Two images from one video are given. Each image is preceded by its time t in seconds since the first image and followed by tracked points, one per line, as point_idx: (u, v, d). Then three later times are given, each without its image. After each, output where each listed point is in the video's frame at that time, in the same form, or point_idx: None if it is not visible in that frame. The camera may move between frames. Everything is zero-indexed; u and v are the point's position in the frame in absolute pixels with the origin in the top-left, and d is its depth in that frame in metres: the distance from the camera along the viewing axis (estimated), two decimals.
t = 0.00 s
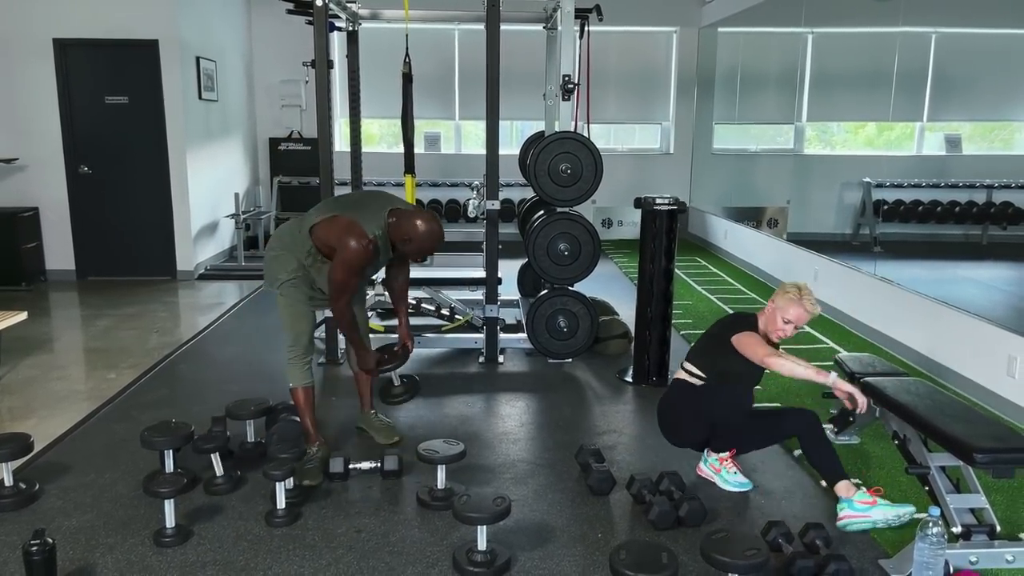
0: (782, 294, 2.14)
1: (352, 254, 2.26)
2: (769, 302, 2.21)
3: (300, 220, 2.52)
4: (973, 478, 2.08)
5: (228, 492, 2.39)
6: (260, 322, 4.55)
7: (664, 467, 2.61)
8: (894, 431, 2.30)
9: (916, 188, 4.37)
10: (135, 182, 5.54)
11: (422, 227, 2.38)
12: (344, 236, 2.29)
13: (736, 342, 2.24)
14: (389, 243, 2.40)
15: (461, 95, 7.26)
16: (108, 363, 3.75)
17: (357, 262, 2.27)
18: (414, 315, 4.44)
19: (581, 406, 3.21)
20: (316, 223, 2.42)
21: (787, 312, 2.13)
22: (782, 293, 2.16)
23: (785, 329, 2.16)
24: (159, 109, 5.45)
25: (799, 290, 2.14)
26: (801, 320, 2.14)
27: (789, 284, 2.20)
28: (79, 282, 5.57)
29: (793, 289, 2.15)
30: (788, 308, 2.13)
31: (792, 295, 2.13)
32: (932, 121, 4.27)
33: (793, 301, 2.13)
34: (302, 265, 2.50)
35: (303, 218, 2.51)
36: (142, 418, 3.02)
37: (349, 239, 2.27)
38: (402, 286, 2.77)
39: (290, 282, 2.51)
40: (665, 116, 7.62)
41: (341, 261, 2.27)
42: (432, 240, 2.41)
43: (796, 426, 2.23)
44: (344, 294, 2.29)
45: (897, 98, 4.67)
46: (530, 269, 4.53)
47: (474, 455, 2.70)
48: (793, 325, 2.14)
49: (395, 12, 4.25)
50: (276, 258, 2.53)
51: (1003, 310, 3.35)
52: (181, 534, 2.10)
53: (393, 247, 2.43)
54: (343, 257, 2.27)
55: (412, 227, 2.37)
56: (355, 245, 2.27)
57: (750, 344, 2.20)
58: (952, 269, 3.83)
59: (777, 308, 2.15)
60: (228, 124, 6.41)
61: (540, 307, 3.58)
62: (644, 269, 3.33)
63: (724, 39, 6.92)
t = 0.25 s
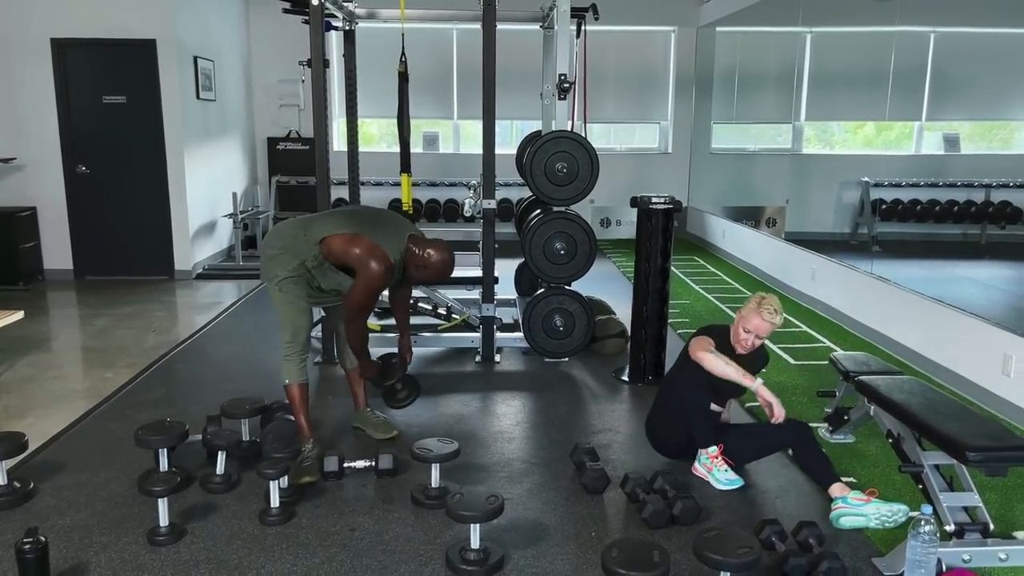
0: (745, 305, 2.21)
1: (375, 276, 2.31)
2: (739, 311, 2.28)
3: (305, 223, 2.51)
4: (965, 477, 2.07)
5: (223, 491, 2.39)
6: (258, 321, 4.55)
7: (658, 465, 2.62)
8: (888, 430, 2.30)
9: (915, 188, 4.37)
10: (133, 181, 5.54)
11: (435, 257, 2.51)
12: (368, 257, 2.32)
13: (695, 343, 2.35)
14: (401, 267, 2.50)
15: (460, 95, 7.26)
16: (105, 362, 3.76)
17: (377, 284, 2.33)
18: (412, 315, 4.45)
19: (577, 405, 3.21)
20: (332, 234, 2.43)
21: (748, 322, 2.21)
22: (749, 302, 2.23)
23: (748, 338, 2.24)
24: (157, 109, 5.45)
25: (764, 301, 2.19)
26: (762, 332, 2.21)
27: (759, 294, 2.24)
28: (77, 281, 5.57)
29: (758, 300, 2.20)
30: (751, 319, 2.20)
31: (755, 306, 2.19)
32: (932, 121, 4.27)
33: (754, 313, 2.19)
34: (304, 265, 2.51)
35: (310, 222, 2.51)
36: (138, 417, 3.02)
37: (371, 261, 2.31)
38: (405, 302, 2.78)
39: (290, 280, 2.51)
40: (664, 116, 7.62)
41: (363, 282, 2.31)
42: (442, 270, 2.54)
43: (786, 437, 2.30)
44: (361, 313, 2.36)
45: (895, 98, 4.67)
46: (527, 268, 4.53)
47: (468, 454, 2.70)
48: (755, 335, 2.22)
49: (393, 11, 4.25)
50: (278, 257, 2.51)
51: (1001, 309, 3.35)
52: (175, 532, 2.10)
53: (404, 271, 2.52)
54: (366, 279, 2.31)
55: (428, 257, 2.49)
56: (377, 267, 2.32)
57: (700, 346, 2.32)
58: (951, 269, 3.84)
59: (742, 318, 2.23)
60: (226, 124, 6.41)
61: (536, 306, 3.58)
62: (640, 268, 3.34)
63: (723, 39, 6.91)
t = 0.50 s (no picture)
0: (718, 290, 2.32)
1: (386, 272, 2.31)
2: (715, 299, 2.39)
3: (314, 218, 2.51)
4: (961, 472, 2.06)
5: (218, 486, 2.39)
6: (255, 317, 4.55)
7: (654, 461, 2.62)
8: (883, 426, 2.29)
9: (915, 184, 4.32)
10: (131, 177, 5.54)
11: (444, 264, 2.53)
12: (378, 253, 2.33)
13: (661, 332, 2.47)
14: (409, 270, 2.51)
15: (458, 91, 7.24)
16: (102, 358, 3.75)
17: (387, 280, 2.33)
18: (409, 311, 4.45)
19: (574, 401, 3.21)
20: (341, 230, 2.43)
21: (719, 307, 2.31)
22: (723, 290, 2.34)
23: (718, 323, 2.34)
24: (154, 105, 5.44)
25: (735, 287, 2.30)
26: (731, 318, 2.30)
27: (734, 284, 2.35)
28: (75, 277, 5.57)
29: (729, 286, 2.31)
30: (721, 303, 2.30)
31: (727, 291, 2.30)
32: (932, 117, 4.25)
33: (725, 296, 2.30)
34: (310, 261, 2.51)
35: (319, 217, 2.50)
36: (134, 413, 3.02)
37: (383, 256, 2.32)
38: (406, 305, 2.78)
39: (296, 276, 2.52)
40: (663, 112, 7.61)
41: (370, 277, 2.31)
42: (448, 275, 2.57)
43: (777, 429, 2.38)
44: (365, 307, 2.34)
45: (894, 94, 4.66)
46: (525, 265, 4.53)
47: (464, 449, 2.70)
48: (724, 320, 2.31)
49: (390, 7, 4.24)
50: (284, 251, 2.50)
51: (999, 305, 3.34)
52: (170, 528, 2.10)
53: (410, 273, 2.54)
54: (372, 276, 2.31)
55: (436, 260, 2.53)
56: (388, 263, 2.32)
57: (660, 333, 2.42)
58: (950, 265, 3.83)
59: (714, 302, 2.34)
60: (224, 120, 6.40)
61: (533, 302, 3.58)
62: (638, 264, 3.34)
63: (723, 35, 6.89)
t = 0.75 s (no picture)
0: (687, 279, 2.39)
1: (390, 265, 2.29)
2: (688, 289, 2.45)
3: (320, 213, 2.50)
4: (961, 467, 2.06)
5: (217, 481, 2.39)
6: (255, 311, 4.55)
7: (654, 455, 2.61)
8: (884, 420, 2.29)
9: (915, 178, 4.32)
10: (130, 171, 5.52)
11: (450, 259, 2.55)
12: (385, 246, 2.31)
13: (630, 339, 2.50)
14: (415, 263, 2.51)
15: (459, 85, 7.23)
16: (101, 352, 3.75)
17: (392, 274, 2.31)
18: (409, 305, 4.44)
19: (574, 395, 3.21)
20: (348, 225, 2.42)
21: (691, 294, 2.38)
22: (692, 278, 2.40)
23: (694, 311, 2.40)
24: (153, 98, 5.43)
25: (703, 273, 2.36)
26: (702, 304, 2.36)
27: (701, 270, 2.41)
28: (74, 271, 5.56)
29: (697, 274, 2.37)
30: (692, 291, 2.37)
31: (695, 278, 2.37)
32: (933, 112, 4.20)
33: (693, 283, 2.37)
34: (314, 255, 2.50)
35: (324, 212, 2.49)
36: (133, 407, 3.02)
37: (388, 250, 2.30)
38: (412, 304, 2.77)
39: (300, 270, 2.50)
40: (663, 106, 7.59)
41: (377, 270, 2.28)
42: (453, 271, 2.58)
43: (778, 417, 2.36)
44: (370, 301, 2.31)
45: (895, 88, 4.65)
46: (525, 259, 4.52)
47: (464, 443, 2.70)
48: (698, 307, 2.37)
49: None
50: (287, 245, 2.48)
51: (1000, 300, 3.33)
52: (169, 522, 2.10)
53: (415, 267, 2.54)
54: (380, 269, 2.29)
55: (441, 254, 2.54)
56: (393, 257, 2.30)
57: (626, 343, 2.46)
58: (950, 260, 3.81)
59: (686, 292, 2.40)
60: (223, 113, 6.39)
61: (532, 297, 3.57)
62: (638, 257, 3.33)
63: (724, 28, 6.87)
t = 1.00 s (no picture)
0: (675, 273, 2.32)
1: (379, 253, 2.28)
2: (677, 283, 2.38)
3: (323, 204, 2.50)
4: (966, 460, 2.06)
5: (220, 473, 2.38)
6: (256, 303, 4.54)
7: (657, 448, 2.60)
8: (888, 412, 2.29)
9: (917, 170, 4.32)
10: (131, 163, 5.50)
11: (452, 252, 2.46)
12: (378, 233, 2.30)
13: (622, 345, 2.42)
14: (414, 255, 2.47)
15: (459, 76, 7.19)
16: (102, 344, 3.74)
17: (381, 260, 2.30)
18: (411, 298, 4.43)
19: (576, 388, 3.20)
20: (347, 215, 2.40)
21: (680, 288, 2.31)
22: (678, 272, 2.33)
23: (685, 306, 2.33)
24: (154, 90, 5.40)
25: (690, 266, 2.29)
26: (692, 297, 2.30)
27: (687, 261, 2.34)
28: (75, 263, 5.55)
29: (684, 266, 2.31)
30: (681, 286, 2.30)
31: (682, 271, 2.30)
32: (936, 102, 4.19)
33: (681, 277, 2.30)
34: (317, 247, 2.49)
35: (327, 203, 2.48)
36: (135, 399, 3.01)
37: (379, 237, 2.29)
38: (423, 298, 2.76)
39: (303, 261, 2.48)
40: (665, 97, 7.56)
41: (365, 255, 2.28)
42: (456, 263, 2.49)
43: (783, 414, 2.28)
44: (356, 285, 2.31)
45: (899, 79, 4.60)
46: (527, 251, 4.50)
47: (467, 436, 2.69)
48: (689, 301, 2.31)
49: None
50: (292, 236, 2.48)
51: (1004, 292, 3.32)
52: (171, 514, 2.09)
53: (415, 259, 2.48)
54: (370, 256, 2.28)
55: (441, 246, 2.45)
56: (383, 246, 2.29)
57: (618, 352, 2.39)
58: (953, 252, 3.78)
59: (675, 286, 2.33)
60: (223, 105, 6.36)
61: (534, 289, 3.56)
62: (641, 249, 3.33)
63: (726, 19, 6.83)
